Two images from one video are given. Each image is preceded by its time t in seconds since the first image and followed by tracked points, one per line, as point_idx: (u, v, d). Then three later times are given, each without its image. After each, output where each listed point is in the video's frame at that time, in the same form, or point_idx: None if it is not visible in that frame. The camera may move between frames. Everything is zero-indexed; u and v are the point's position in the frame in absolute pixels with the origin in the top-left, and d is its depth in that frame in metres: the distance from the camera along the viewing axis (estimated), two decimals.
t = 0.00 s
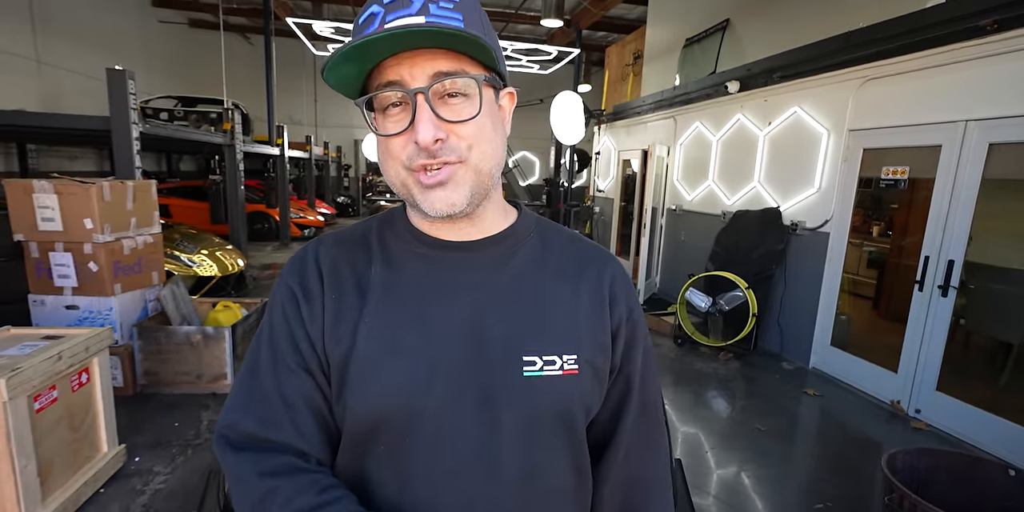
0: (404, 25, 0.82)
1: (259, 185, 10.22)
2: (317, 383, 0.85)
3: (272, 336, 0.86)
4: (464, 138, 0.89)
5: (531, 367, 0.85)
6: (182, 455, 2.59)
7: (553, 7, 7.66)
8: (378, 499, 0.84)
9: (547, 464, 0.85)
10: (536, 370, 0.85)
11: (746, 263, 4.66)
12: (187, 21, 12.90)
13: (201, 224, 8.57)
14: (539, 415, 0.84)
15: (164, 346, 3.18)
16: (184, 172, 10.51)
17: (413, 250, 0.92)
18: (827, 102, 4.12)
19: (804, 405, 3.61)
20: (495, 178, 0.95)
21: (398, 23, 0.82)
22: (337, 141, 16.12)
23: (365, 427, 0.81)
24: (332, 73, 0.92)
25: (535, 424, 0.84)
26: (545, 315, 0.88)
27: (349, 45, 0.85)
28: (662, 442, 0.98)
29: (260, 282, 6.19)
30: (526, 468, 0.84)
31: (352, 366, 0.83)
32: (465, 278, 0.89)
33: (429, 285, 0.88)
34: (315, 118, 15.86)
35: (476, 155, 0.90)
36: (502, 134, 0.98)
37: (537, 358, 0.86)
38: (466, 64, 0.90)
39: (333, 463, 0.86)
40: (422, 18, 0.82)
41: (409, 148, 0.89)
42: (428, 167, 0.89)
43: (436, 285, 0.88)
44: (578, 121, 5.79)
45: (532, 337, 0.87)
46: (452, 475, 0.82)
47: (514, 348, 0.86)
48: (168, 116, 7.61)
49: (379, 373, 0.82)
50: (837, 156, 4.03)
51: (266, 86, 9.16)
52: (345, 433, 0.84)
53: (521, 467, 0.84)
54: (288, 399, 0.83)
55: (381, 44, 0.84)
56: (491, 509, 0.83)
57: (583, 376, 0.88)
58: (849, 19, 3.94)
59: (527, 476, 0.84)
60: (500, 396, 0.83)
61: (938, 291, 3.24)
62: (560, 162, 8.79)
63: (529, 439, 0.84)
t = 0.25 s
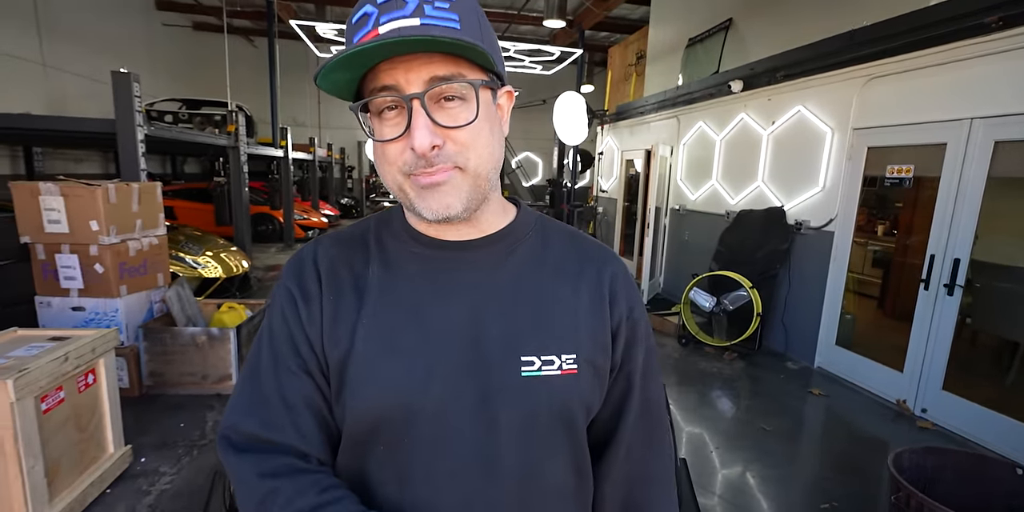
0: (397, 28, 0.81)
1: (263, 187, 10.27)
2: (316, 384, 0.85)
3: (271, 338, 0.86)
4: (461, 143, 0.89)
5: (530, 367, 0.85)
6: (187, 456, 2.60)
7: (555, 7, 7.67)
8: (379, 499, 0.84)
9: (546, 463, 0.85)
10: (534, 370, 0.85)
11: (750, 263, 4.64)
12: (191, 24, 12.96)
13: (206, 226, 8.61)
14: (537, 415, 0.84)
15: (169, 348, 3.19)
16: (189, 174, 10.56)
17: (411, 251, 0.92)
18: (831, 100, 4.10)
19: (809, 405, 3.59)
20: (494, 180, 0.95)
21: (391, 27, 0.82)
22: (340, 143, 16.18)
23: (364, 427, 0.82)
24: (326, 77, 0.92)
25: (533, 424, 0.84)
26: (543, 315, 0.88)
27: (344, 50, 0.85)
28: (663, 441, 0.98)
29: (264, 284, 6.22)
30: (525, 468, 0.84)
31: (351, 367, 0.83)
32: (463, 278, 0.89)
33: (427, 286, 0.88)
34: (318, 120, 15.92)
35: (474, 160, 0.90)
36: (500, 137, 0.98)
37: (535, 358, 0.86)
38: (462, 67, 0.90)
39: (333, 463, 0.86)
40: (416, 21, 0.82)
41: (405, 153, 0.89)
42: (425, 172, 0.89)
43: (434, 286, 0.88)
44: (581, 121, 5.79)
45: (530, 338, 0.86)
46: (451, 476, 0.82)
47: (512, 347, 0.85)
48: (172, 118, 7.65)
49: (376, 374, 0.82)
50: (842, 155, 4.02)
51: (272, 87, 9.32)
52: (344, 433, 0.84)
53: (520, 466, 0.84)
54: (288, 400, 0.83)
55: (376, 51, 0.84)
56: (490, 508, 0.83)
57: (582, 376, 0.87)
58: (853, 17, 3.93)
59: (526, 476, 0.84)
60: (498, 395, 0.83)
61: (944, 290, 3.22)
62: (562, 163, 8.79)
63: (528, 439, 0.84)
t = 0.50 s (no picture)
0: (400, 28, 0.82)
1: (267, 188, 10.31)
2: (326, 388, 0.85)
3: (274, 343, 0.86)
4: (464, 145, 0.89)
5: (534, 369, 0.85)
6: (194, 457, 2.61)
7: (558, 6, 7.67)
8: (385, 502, 0.85)
9: (550, 466, 0.85)
10: (539, 372, 0.85)
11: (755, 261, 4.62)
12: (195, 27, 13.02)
13: (211, 228, 8.65)
14: (542, 416, 0.85)
15: (176, 349, 3.21)
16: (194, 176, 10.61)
17: (413, 253, 0.92)
18: (835, 97, 4.07)
19: (815, 403, 3.58)
20: (497, 183, 0.95)
21: (394, 28, 0.82)
22: (344, 144, 16.23)
23: (370, 431, 0.82)
24: (328, 81, 0.92)
25: (538, 427, 0.85)
26: (547, 317, 0.88)
27: (345, 52, 0.85)
28: (668, 441, 0.98)
29: (269, 285, 6.25)
30: (530, 470, 0.84)
31: (355, 371, 0.83)
32: (467, 281, 0.89)
33: (430, 288, 0.88)
34: (322, 121, 15.97)
35: (477, 162, 0.91)
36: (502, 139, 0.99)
37: (539, 360, 0.86)
38: (466, 69, 0.90)
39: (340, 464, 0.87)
40: (419, 21, 0.82)
41: (408, 156, 0.89)
42: (428, 175, 0.89)
43: (436, 289, 0.88)
44: (584, 120, 5.78)
45: (534, 340, 0.86)
46: (456, 479, 0.83)
47: (516, 350, 0.86)
48: (176, 121, 7.69)
49: (380, 379, 0.82)
50: (846, 153, 3.99)
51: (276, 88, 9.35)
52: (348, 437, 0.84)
53: (525, 469, 0.84)
54: (292, 405, 0.83)
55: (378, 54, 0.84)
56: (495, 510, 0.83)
57: (586, 377, 0.87)
58: (857, 14, 3.90)
59: (531, 477, 0.85)
60: (503, 398, 0.83)
61: (950, 287, 3.20)
62: (566, 162, 8.79)
63: (533, 441, 0.84)
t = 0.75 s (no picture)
0: (434, 37, 0.81)
1: (276, 194, 10.40)
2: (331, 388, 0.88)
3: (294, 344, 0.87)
4: (496, 152, 0.90)
5: (557, 369, 0.84)
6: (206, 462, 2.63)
7: (563, 9, 7.68)
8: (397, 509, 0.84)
9: (573, 469, 0.84)
10: (562, 372, 0.85)
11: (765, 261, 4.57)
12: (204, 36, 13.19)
13: (221, 235, 8.73)
14: (566, 418, 0.84)
15: (187, 356, 3.24)
16: (204, 184, 10.73)
17: (433, 252, 0.92)
18: (845, 96, 4.03)
19: (829, 405, 3.53)
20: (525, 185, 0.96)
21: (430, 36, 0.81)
22: (351, 150, 16.35)
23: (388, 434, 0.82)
24: (364, 90, 0.92)
25: (560, 429, 0.83)
26: (571, 316, 0.87)
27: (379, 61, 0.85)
28: (696, 445, 0.96)
29: (278, 290, 6.29)
30: (553, 473, 0.83)
31: (376, 372, 0.83)
32: (488, 280, 0.89)
33: (450, 288, 0.88)
34: (329, 128, 16.09)
35: (508, 168, 0.91)
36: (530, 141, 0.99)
37: (563, 361, 0.85)
38: (499, 75, 0.89)
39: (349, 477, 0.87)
40: (455, 29, 0.81)
41: (439, 164, 0.89)
42: (461, 183, 0.90)
43: (457, 289, 0.88)
44: (590, 123, 5.77)
45: (557, 341, 0.86)
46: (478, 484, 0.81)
47: (539, 350, 0.85)
48: (186, 129, 7.78)
49: (398, 379, 0.82)
50: (857, 152, 3.95)
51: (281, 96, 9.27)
52: (363, 442, 0.84)
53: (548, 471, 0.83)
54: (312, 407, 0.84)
55: (414, 65, 0.84)
56: None
57: (611, 378, 0.86)
58: (866, 11, 3.87)
59: (554, 480, 0.83)
60: (526, 400, 0.83)
61: (966, 287, 3.14)
62: (572, 165, 8.78)
63: (557, 445, 0.83)
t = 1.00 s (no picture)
0: (429, 29, 0.81)
1: (280, 196, 10.44)
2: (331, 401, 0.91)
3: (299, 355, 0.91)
4: (494, 151, 0.89)
5: (556, 384, 0.83)
6: (210, 464, 2.64)
7: (566, 9, 7.68)
8: None
9: (573, 485, 0.83)
10: (561, 388, 0.83)
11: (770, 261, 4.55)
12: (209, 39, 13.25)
13: (226, 236, 8.76)
14: (565, 433, 0.83)
15: (192, 358, 3.25)
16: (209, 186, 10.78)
17: (435, 263, 0.92)
18: (850, 94, 4.01)
19: (835, 405, 3.51)
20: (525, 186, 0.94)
21: (424, 28, 0.81)
22: (355, 151, 16.40)
23: (382, 449, 0.82)
24: (356, 85, 0.92)
25: (558, 446, 0.82)
26: (571, 328, 0.86)
27: (373, 56, 0.86)
28: (706, 458, 0.94)
29: (283, 292, 6.31)
30: (552, 488, 0.82)
31: (370, 385, 0.84)
32: (486, 293, 0.88)
33: (448, 299, 0.88)
34: (333, 129, 16.14)
35: (507, 166, 0.90)
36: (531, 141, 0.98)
37: (562, 376, 0.84)
38: (497, 71, 0.89)
39: (350, 493, 0.89)
40: (449, 22, 0.82)
41: (436, 162, 0.89)
42: (457, 181, 0.89)
43: (457, 301, 0.88)
44: (594, 123, 5.76)
45: (554, 354, 0.84)
46: (475, 498, 0.81)
47: (537, 363, 0.84)
48: (191, 131, 7.81)
49: (394, 395, 0.82)
50: (862, 150, 3.92)
51: (286, 97, 9.34)
52: (365, 456, 0.85)
53: (546, 485, 0.82)
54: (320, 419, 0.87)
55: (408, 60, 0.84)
56: None
57: (612, 392, 0.85)
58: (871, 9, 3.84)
59: (553, 494, 0.82)
60: (523, 415, 0.82)
61: (973, 286, 3.12)
62: (576, 165, 8.78)
63: (556, 460, 0.83)
